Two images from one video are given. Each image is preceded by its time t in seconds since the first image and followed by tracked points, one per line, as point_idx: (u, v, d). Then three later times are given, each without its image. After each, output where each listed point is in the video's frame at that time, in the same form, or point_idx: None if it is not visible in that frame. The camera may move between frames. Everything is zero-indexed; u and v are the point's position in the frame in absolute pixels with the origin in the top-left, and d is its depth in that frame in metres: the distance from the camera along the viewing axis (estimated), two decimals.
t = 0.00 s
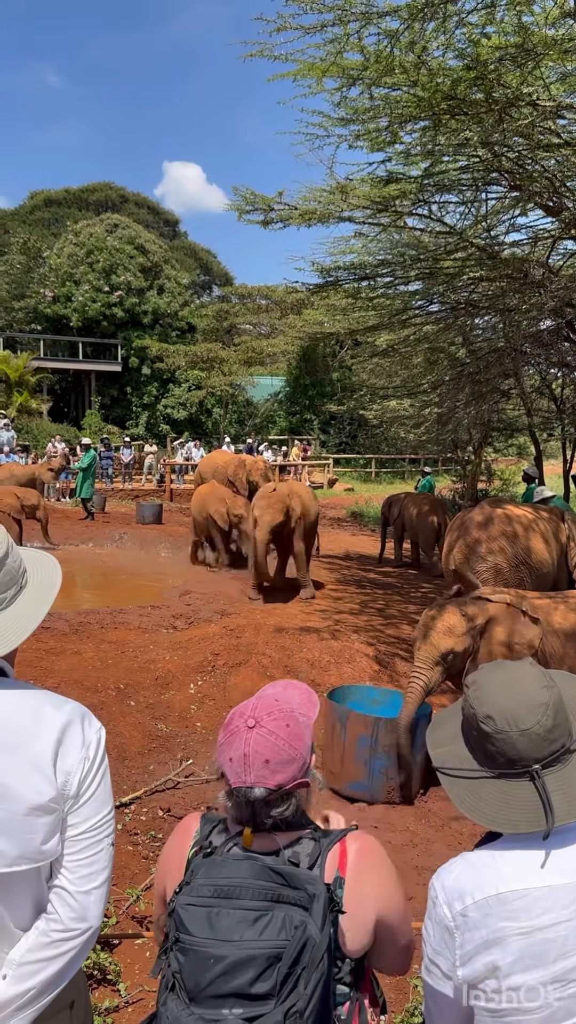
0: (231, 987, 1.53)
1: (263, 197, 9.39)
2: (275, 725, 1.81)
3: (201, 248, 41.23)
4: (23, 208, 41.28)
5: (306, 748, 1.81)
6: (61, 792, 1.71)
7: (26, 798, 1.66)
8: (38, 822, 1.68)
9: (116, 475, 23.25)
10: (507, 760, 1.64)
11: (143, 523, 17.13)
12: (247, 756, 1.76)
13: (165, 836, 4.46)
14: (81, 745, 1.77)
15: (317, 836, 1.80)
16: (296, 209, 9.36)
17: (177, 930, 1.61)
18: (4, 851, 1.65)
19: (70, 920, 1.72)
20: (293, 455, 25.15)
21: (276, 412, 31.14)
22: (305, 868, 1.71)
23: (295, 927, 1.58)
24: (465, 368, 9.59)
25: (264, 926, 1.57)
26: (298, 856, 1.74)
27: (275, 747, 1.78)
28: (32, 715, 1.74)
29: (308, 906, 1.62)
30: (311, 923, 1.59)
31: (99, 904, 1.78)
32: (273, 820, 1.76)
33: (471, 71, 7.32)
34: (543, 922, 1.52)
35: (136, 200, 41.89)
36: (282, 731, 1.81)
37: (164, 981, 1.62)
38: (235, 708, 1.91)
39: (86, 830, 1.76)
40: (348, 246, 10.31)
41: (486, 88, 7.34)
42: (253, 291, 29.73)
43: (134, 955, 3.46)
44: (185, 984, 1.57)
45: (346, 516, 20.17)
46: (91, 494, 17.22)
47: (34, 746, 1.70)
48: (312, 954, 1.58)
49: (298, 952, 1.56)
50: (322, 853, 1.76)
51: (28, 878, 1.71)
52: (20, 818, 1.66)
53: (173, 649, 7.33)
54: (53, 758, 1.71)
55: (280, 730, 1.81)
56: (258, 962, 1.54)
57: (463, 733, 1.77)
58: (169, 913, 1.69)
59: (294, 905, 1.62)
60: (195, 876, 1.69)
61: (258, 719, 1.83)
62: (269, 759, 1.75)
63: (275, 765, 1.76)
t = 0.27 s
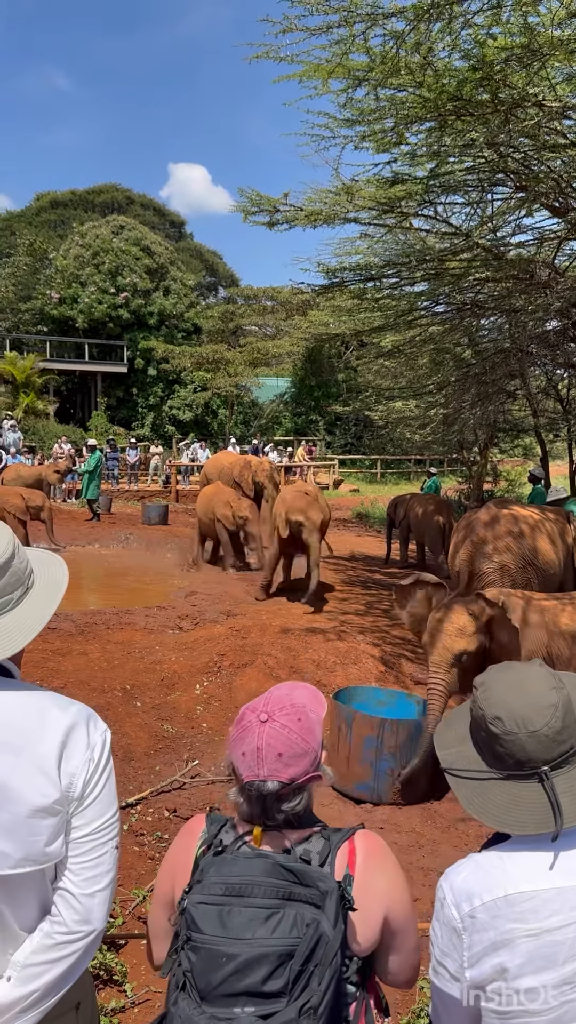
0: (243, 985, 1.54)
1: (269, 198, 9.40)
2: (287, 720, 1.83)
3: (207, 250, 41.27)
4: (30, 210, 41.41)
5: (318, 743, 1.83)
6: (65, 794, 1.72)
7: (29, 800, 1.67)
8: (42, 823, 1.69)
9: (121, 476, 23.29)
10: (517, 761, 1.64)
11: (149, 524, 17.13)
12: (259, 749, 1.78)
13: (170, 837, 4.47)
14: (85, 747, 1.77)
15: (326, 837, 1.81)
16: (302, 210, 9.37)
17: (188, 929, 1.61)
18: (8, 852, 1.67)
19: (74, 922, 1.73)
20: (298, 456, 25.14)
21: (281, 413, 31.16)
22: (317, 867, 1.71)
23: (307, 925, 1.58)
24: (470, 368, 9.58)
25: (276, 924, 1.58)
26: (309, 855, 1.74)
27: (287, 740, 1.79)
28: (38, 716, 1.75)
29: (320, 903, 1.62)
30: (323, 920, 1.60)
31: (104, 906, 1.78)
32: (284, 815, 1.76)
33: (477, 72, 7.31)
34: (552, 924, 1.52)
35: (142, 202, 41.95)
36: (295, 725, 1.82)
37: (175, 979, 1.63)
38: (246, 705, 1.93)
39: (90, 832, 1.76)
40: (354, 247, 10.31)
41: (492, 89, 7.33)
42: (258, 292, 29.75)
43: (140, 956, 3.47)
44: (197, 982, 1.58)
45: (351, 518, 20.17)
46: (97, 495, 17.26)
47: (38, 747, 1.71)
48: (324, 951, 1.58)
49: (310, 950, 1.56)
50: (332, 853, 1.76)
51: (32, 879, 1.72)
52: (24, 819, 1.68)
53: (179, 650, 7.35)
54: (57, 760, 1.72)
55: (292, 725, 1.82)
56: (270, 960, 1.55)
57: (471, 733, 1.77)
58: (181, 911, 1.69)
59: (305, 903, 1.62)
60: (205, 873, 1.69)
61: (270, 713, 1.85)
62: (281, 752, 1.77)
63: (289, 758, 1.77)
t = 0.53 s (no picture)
0: (256, 990, 1.54)
1: (275, 199, 9.40)
2: (303, 713, 1.86)
3: (212, 251, 41.29)
4: (36, 212, 41.51)
5: (332, 737, 1.86)
6: (69, 794, 1.72)
7: (34, 801, 1.68)
8: (48, 824, 1.69)
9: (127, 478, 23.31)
10: (525, 763, 1.64)
11: (154, 525, 17.13)
12: (276, 740, 1.80)
13: (176, 837, 4.47)
14: (91, 747, 1.77)
15: (335, 837, 1.81)
16: (307, 211, 9.36)
17: (200, 933, 1.61)
18: (13, 851, 1.68)
19: (79, 922, 1.73)
20: (304, 457, 25.13)
21: (287, 414, 31.16)
22: (328, 869, 1.71)
23: (320, 928, 1.59)
24: (476, 369, 9.57)
25: (288, 928, 1.58)
26: (320, 854, 1.75)
27: (303, 731, 1.82)
28: (43, 716, 1.75)
29: (334, 907, 1.63)
30: (337, 923, 1.60)
31: (110, 907, 1.78)
32: (297, 809, 1.78)
33: (483, 73, 7.30)
34: (559, 926, 1.52)
35: (147, 203, 41.98)
36: (311, 717, 1.85)
37: (186, 983, 1.63)
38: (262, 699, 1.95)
39: (95, 833, 1.76)
40: (359, 248, 10.29)
41: (498, 89, 7.32)
42: (264, 293, 29.75)
43: (145, 956, 3.48)
44: (209, 987, 1.58)
45: (357, 519, 20.15)
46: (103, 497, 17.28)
47: (43, 748, 1.72)
48: (338, 954, 1.59)
49: (324, 953, 1.57)
50: (342, 854, 1.76)
51: (38, 879, 1.73)
52: (29, 819, 1.68)
53: (184, 651, 7.35)
54: (63, 761, 1.72)
55: (309, 715, 1.87)
56: (284, 964, 1.55)
57: (479, 735, 1.77)
58: (191, 914, 1.69)
59: (318, 905, 1.62)
60: (217, 877, 1.68)
61: (287, 705, 1.87)
62: (297, 743, 1.80)
63: (304, 750, 1.79)
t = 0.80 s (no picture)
0: (268, 995, 1.55)
1: (280, 201, 9.41)
2: (318, 711, 1.88)
3: (217, 253, 41.33)
4: (41, 213, 41.61)
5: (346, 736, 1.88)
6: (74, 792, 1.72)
7: (38, 798, 1.68)
8: (53, 821, 1.70)
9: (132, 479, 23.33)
10: (536, 767, 1.63)
11: (159, 526, 17.15)
12: (292, 737, 1.82)
13: (182, 838, 4.47)
14: (96, 745, 1.77)
15: (348, 842, 1.79)
16: (312, 213, 9.37)
17: (212, 937, 1.61)
18: (18, 849, 1.69)
19: (84, 922, 1.72)
20: (308, 458, 25.12)
21: (292, 416, 31.16)
22: (340, 872, 1.71)
23: (332, 933, 1.59)
24: (481, 371, 9.55)
25: (300, 933, 1.58)
26: (333, 858, 1.75)
27: (319, 730, 1.83)
28: (49, 714, 1.75)
29: (346, 912, 1.63)
30: (350, 928, 1.60)
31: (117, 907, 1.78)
32: (312, 807, 1.79)
33: (488, 74, 7.30)
34: (566, 929, 1.52)
35: (153, 205, 42.05)
36: (326, 716, 1.87)
37: (197, 988, 1.62)
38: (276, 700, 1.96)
39: (101, 832, 1.76)
40: (365, 249, 10.28)
41: (503, 90, 7.32)
42: (269, 294, 29.76)
43: (151, 958, 3.48)
44: (220, 992, 1.58)
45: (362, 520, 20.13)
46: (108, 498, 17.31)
47: (49, 745, 1.72)
48: (351, 960, 1.59)
49: (336, 958, 1.57)
50: (355, 857, 1.76)
51: (44, 877, 1.74)
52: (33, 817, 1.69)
53: (189, 652, 7.35)
54: (68, 756, 1.72)
55: (323, 713, 1.88)
56: (295, 969, 1.55)
57: (488, 736, 1.76)
58: (202, 917, 1.69)
59: (330, 910, 1.62)
60: (228, 880, 1.68)
61: (302, 705, 1.89)
62: (313, 741, 1.81)
63: (320, 747, 1.80)
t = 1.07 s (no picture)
0: (279, 1000, 1.55)
1: (284, 202, 9.40)
2: (332, 710, 1.89)
3: (221, 254, 41.35)
4: (46, 215, 41.69)
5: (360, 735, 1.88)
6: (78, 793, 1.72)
7: (41, 797, 1.68)
8: (58, 823, 1.70)
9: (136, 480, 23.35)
10: (548, 772, 1.63)
11: (163, 527, 17.17)
12: (306, 735, 1.82)
13: (186, 840, 4.47)
14: (100, 748, 1.77)
15: (359, 848, 1.79)
16: (316, 214, 9.35)
17: (223, 941, 1.62)
18: (24, 852, 1.69)
19: (93, 926, 1.73)
20: (313, 459, 25.11)
21: (296, 417, 31.16)
22: (352, 877, 1.71)
23: (344, 938, 1.58)
24: (485, 372, 9.54)
25: (311, 938, 1.58)
26: (345, 862, 1.74)
27: (333, 728, 1.84)
28: (54, 716, 1.75)
29: (358, 917, 1.62)
30: (363, 934, 1.60)
31: (125, 911, 1.77)
32: (326, 808, 1.79)
33: (493, 75, 7.29)
34: (570, 931, 1.51)
35: (157, 206, 42.10)
36: (339, 715, 1.89)
37: (208, 992, 1.63)
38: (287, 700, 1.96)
39: (106, 834, 1.76)
40: (369, 250, 10.26)
41: (508, 91, 7.31)
42: (273, 296, 29.76)
43: (156, 960, 3.48)
44: (231, 997, 1.58)
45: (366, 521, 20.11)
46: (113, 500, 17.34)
47: (51, 747, 1.72)
48: (363, 966, 1.58)
49: (349, 963, 1.57)
50: (367, 863, 1.76)
51: (51, 879, 1.74)
52: (38, 818, 1.69)
53: (194, 654, 7.35)
54: (74, 758, 1.72)
55: (335, 713, 1.89)
56: (307, 974, 1.55)
57: (499, 738, 1.75)
58: (214, 921, 1.69)
59: (343, 915, 1.62)
60: (239, 885, 1.68)
61: (314, 704, 1.90)
62: (327, 739, 1.81)
63: (334, 746, 1.81)
